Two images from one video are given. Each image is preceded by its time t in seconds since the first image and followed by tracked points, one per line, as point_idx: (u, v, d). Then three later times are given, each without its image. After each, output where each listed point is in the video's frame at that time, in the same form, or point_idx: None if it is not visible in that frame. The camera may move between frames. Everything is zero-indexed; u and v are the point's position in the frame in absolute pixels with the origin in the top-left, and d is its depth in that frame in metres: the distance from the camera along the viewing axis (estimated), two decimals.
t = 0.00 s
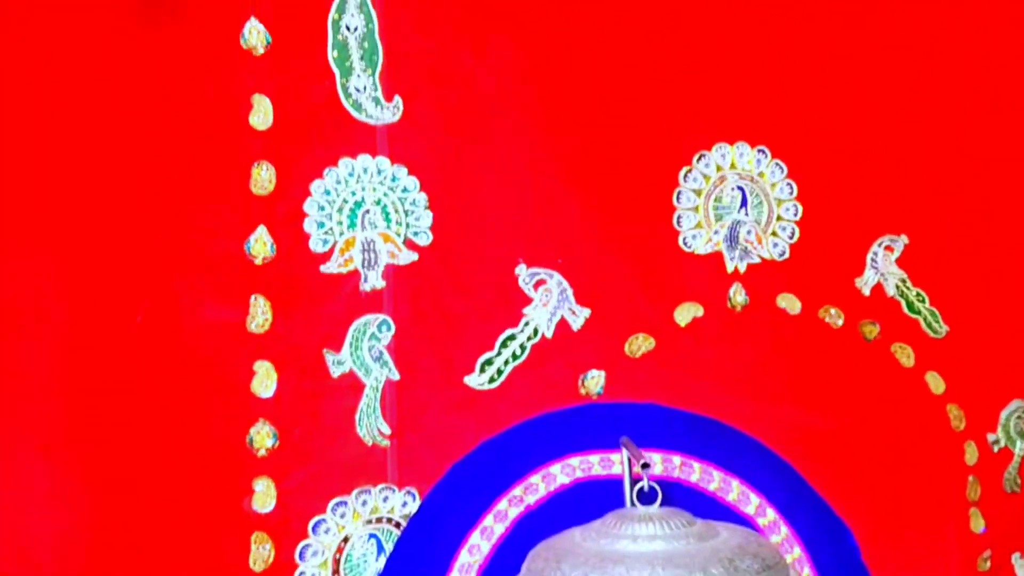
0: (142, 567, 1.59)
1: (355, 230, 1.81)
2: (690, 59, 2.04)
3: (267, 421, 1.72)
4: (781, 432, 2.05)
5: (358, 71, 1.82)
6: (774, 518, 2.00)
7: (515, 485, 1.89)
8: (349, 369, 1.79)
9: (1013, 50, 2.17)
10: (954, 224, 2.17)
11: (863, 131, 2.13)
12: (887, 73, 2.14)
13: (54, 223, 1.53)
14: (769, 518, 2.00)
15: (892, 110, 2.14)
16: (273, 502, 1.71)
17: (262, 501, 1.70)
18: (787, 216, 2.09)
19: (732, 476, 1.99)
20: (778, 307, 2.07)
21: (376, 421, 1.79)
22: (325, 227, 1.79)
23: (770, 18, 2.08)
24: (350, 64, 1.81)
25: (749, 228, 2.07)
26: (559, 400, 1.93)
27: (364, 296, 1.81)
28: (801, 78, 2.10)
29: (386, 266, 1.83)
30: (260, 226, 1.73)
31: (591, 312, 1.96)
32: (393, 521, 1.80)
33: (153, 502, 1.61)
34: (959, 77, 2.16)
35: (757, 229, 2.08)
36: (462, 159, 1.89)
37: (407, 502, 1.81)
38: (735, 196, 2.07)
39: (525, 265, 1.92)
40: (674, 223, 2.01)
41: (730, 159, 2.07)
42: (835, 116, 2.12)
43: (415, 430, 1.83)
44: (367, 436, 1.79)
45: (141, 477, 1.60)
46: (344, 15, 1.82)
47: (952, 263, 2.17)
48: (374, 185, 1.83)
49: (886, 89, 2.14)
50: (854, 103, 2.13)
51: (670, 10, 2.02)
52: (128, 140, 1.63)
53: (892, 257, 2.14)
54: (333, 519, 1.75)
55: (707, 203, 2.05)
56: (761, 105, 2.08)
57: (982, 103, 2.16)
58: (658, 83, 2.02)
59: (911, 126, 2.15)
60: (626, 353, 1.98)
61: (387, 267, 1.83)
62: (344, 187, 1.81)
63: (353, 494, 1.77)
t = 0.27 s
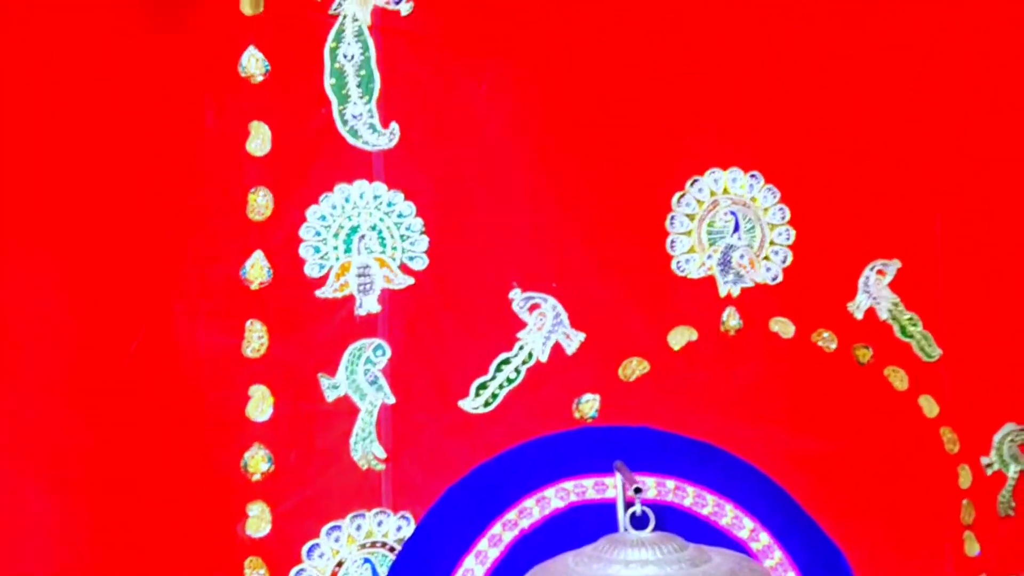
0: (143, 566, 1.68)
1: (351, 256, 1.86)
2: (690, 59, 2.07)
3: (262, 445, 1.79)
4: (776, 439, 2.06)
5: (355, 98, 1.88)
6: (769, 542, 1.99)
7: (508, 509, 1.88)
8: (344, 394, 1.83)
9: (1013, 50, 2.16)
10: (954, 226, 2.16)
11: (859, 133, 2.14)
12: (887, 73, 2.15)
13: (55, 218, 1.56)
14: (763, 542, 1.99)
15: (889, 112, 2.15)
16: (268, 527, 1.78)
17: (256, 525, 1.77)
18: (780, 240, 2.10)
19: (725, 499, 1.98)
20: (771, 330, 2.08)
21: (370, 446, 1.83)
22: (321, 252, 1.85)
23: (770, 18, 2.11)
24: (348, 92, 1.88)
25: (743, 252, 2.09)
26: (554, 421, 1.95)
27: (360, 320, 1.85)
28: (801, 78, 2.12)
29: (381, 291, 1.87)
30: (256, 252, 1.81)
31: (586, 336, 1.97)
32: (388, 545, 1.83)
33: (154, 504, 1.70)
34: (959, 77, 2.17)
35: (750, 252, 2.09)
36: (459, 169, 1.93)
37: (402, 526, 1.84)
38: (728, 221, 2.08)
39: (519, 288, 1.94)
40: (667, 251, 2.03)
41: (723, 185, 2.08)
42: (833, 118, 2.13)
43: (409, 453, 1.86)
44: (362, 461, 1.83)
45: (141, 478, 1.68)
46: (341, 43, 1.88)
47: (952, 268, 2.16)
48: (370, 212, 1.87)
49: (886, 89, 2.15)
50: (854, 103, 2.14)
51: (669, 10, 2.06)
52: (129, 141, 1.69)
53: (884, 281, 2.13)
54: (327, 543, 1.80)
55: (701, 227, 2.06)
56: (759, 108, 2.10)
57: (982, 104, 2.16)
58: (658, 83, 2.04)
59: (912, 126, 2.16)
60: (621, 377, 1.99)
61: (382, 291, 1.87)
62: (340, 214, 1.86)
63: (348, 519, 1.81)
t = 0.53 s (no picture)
0: (143, 566, 1.72)
1: (348, 276, 1.89)
2: (690, 59, 2.12)
3: (259, 463, 1.81)
4: (772, 440, 2.09)
5: (352, 122, 1.91)
6: (758, 560, 1.98)
7: (503, 526, 1.88)
8: (340, 413, 1.86)
9: (1013, 51, 2.25)
10: (954, 224, 2.23)
11: (861, 132, 2.19)
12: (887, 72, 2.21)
13: (56, 215, 1.62)
14: (752, 560, 1.97)
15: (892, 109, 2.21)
16: (264, 545, 1.81)
17: (253, 543, 1.80)
18: (769, 261, 2.14)
19: (716, 517, 1.99)
20: (761, 350, 2.12)
21: (365, 463, 1.86)
22: (318, 273, 1.87)
23: (770, 18, 2.16)
24: (345, 116, 1.91)
25: (733, 273, 2.12)
26: (554, 438, 1.98)
27: (357, 340, 1.88)
28: (801, 77, 2.17)
29: (378, 311, 1.90)
30: (254, 273, 1.84)
31: (578, 356, 2.01)
32: (384, 563, 1.86)
33: (153, 505, 1.73)
34: (960, 77, 2.24)
35: (740, 273, 2.12)
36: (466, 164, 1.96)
37: (397, 543, 1.86)
38: (718, 242, 2.12)
39: (514, 309, 1.97)
40: (659, 271, 2.06)
41: (713, 207, 2.12)
42: (836, 116, 2.18)
43: (404, 470, 1.89)
44: (357, 478, 1.85)
45: (141, 478, 1.72)
46: (338, 68, 1.92)
47: (945, 279, 2.22)
48: (366, 233, 1.90)
49: (886, 89, 2.21)
50: (854, 103, 2.19)
51: (669, 11, 2.11)
52: (129, 141, 1.73)
53: (871, 301, 2.18)
54: (323, 561, 1.82)
55: (691, 248, 2.10)
56: (763, 104, 2.15)
57: (982, 104, 2.25)
58: (658, 83, 2.10)
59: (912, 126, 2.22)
60: (614, 396, 2.02)
61: (379, 311, 1.90)
62: (337, 235, 1.89)
63: (344, 537, 1.83)
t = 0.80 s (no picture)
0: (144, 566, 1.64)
1: (348, 294, 1.96)
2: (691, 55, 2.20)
3: (261, 478, 1.86)
4: (768, 445, 2.11)
5: (352, 143, 2.02)
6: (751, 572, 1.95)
7: (500, 540, 1.89)
8: (341, 429, 1.91)
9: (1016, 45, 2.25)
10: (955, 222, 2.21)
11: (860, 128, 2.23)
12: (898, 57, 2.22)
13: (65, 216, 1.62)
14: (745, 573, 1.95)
15: (892, 102, 2.22)
16: (266, 559, 1.83)
17: (255, 557, 1.83)
18: (760, 278, 2.17)
19: (708, 529, 1.99)
20: (753, 364, 2.14)
21: (365, 479, 1.91)
22: (319, 291, 1.95)
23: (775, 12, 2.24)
24: (346, 138, 2.02)
25: (724, 290, 2.16)
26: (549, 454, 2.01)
27: (356, 356, 1.95)
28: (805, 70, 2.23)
29: (377, 328, 1.96)
30: (256, 291, 1.92)
31: (574, 371, 2.04)
32: None
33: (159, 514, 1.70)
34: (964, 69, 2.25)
35: (731, 290, 2.16)
36: (466, 171, 2.06)
37: (396, 557, 1.88)
38: (710, 260, 2.16)
39: (509, 326, 2.02)
40: (651, 288, 2.11)
41: (704, 226, 2.16)
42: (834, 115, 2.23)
43: (404, 486, 1.93)
44: (357, 493, 1.90)
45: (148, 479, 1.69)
46: (339, 91, 2.03)
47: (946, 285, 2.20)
48: (366, 252, 1.98)
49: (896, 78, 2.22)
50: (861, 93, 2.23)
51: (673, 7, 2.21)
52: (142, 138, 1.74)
53: (860, 317, 2.17)
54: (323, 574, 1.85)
55: (683, 266, 2.14)
56: (758, 102, 2.22)
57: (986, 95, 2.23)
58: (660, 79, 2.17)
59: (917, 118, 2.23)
60: (609, 411, 2.05)
61: (378, 328, 1.96)
62: (338, 254, 1.97)
63: (344, 551, 1.87)
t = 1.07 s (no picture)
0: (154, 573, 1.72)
1: (349, 315, 2.01)
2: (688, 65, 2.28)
3: (264, 496, 1.89)
4: (762, 458, 2.16)
5: (353, 169, 2.07)
6: None
7: (498, 555, 1.97)
8: (342, 446, 1.96)
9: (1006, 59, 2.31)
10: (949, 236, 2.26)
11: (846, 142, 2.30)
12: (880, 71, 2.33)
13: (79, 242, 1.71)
14: None
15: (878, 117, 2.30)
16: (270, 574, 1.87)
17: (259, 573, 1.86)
18: (751, 297, 2.21)
19: (701, 544, 2.05)
20: (742, 382, 2.18)
21: (366, 496, 1.96)
22: (321, 312, 2.00)
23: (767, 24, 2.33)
24: (347, 163, 2.08)
25: (715, 309, 2.20)
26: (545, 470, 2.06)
27: (357, 375, 2.00)
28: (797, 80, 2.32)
29: (377, 348, 2.01)
30: (260, 312, 1.95)
31: (570, 390, 2.10)
32: None
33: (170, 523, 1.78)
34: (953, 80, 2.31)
35: (722, 309, 2.20)
36: (465, 194, 2.12)
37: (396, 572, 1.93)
38: (701, 280, 2.20)
39: (507, 344, 2.08)
40: (644, 307, 2.16)
41: (696, 247, 2.21)
42: (821, 129, 2.30)
43: (404, 503, 1.97)
44: (358, 509, 1.95)
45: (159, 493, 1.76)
46: (341, 118, 2.09)
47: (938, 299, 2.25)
48: (367, 274, 2.03)
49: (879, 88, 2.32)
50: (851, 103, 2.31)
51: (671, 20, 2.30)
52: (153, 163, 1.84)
53: (847, 336, 2.22)
54: None
55: (676, 286, 2.19)
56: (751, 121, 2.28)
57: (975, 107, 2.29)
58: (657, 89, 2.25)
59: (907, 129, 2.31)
60: (603, 428, 2.10)
61: (378, 348, 2.02)
62: (340, 276, 2.02)
63: (346, 566, 1.91)
